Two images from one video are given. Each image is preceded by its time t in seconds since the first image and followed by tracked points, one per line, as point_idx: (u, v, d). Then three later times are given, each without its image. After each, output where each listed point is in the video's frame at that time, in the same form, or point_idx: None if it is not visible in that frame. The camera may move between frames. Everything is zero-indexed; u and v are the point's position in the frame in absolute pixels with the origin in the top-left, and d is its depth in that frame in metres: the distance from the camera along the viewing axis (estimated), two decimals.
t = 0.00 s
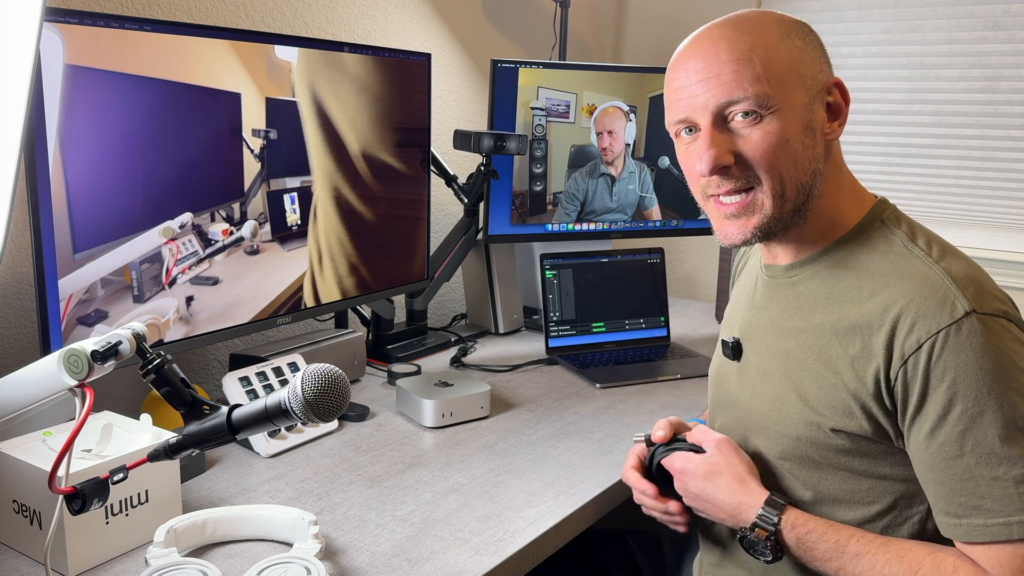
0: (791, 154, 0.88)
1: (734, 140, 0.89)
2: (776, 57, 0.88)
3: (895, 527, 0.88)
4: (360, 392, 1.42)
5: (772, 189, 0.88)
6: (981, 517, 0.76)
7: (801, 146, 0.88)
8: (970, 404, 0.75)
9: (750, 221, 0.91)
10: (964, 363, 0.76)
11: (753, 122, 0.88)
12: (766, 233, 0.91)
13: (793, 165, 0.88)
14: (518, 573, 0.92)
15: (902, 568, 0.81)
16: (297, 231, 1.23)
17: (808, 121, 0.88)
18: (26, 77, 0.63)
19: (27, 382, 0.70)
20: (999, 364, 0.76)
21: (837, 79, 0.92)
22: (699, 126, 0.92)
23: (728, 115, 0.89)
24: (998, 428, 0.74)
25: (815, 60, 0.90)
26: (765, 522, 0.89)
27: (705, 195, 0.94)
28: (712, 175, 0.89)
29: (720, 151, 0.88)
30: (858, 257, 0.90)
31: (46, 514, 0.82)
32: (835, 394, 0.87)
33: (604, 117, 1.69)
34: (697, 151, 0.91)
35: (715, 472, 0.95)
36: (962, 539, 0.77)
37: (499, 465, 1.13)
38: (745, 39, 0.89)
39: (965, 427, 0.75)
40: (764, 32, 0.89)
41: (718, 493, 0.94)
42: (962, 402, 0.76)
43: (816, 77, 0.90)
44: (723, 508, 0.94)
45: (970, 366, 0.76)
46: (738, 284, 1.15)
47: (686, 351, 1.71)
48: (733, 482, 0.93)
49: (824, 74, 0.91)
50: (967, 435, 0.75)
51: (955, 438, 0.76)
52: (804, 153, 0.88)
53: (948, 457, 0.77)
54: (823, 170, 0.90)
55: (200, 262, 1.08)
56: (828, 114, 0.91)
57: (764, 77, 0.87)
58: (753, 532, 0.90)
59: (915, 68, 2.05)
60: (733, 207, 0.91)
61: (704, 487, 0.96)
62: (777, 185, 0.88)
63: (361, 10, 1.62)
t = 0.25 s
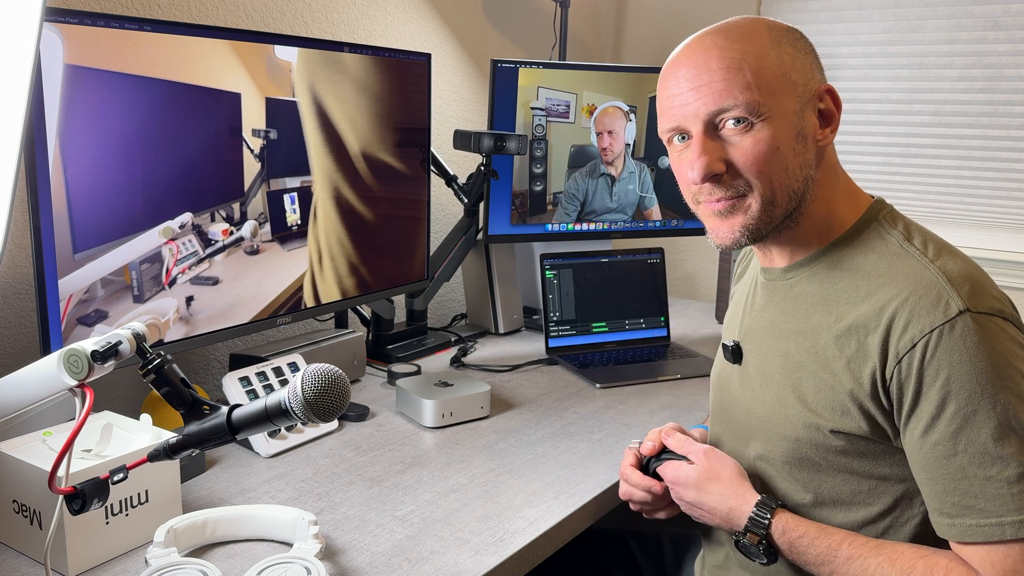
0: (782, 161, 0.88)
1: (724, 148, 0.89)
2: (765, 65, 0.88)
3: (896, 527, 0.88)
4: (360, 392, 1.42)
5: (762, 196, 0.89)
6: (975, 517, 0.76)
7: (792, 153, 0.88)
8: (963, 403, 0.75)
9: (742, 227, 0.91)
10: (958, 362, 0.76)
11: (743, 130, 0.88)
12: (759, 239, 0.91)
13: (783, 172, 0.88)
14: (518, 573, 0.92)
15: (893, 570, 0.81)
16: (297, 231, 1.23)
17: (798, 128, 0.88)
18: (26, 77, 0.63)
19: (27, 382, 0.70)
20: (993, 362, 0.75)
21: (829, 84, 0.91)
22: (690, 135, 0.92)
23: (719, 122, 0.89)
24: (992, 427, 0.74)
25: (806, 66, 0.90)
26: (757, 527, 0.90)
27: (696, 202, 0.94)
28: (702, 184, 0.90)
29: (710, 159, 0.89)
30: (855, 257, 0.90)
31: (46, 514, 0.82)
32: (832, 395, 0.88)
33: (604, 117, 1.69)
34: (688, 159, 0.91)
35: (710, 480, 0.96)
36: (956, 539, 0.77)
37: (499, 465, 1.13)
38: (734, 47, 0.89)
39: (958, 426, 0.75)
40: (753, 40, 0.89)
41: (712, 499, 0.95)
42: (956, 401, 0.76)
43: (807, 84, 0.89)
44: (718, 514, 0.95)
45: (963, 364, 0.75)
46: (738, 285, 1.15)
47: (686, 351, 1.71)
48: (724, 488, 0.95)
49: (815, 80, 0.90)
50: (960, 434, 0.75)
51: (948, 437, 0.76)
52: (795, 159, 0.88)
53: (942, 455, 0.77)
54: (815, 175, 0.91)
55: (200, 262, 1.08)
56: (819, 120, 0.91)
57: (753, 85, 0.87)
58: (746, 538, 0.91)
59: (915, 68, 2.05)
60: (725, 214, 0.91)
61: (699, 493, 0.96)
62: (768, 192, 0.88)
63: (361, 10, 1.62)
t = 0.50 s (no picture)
0: (780, 163, 0.88)
1: (723, 150, 0.89)
2: (763, 66, 0.88)
3: (895, 529, 0.88)
4: (360, 392, 1.42)
5: (761, 198, 0.89)
6: (972, 519, 0.76)
7: (790, 154, 0.88)
8: (962, 405, 0.75)
9: (740, 229, 0.91)
10: (957, 364, 0.76)
11: (741, 132, 0.88)
12: (757, 240, 0.91)
13: (782, 173, 0.88)
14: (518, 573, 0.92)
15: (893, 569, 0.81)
16: (297, 231, 1.23)
17: (796, 130, 0.88)
18: (26, 77, 0.62)
19: (27, 382, 0.70)
20: (992, 364, 0.75)
21: (826, 85, 0.91)
22: (688, 136, 0.92)
23: (717, 124, 0.89)
24: (991, 430, 0.74)
25: (803, 67, 0.90)
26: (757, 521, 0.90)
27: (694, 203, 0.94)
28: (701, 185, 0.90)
29: (709, 161, 0.89)
30: (854, 259, 0.90)
31: (46, 514, 0.82)
32: (830, 397, 0.87)
33: (604, 117, 1.69)
34: (687, 160, 0.91)
35: (716, 470, 0.97)
36: (953, 541, 0.77)
37: (499, 465, 1.13)
38: (731, 49, 0.89)
39: (957, 428, 0.75)
40: (751, 42, 0.89)
41: (715, 490, 0.96)
42: (954, 403, 0.76)
43: (804, 84, 0.89)
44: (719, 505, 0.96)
45: (962, 366, 0.76)
46: (735, 286, 1.15)
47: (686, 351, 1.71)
48: (726, 479, 0.95)
49: (813, 81, 0.90)
50: (959, 436, 0.75)
51: (947, 439, 0.76)
52: (793, 161, 0.88)
53: (940, 458, 0.77)
54: (814, 176, 0.91)
55: (200, 262, 1.08)
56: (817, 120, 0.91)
57: (751, 87, 0.87)
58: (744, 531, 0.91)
59: (915, 68, 2.05)
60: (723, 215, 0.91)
61: (704, 483, 0.98)
62: (767, 193, 0.88)
63: (361, 10, 1.62)
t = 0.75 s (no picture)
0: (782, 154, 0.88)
1: (727, 136, 0.89)
2: (771, 54, 0.88)
3: (888, 530, 0.88)
4: (360, 392, 1.42)
5: (762, 188, 0.89)
6: (961, 521, 0.76)
7: (793, 146, 0.88)
8: (955, 406, 0.75)
9: (739, 219, 0.91)
10: (952, 365, 0.76)
11: (746, 119, 0.88)
12: (756, 232, 0.91)
13: (783, 165, 0.88)
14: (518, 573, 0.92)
15: (881, 565, 0.81)
16: (297, 231, 1.23)
17: (800, 121, 0.88)
18: (26, 77, 0.63)
19: (27, 382, 0.70)
20: (987, 367, 0.75)
21: (832, 79, 0.91)
22: (692, 122, 0.92)
23: (722, 109, 0.89)
24: (983, 432, 0.74)
25: (811, 59, 0.90)
26: (749, 509, 0.90)
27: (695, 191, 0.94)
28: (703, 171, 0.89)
29: (712, 147, 0.88)
30: (850, 260, 0.90)
31: (46, 514, 0.82)
32: (826, 397, 0.87)
33: (604, 117, 1.69)
34: (690, 146, 0.91)
35: (714, 456, 0.96)
36: (942, 542, 0.77)
37: (499, 465, 1.13)
38: (741, 34, 0.89)
39: (949, 430, 0.76)
40: (759, 29, 0.89)
41: (710, 476, 0.96)
42: (948, 404, 0.76)
43: (811, 76, 0.89)
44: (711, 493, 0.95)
45: (957, 368, 0.76)
46: (733, 286, 1.15)
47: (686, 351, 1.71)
48: (723, 467, 0.95)
49: (819, 74, 0.90)
50: (951, 437, 0.76)
51: (938, 441, 0.76)
52: (795, 153, 0.88)
53: (931, 459, 0.77)
54: (814, 172, 0.90)
55: (200, 262, 1.08)
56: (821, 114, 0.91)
57: (758, 73, 0.87)
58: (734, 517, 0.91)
59: (915, 68, 2.05)
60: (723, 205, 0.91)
61: (699, 469, 0.97)
62: (767, 184, 0.88)
63: (361, 10, 1.62)
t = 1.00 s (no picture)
0: (777, 158, 0.88)
1: (722, 142, 0.89)
2: (763, 58, 0.88)
3: (887, 532, 0.88)
4: (360, 392, 1.42)
5: (757, 192, 0.89)
6: (957, 524, 0.76)
7: (788, 149, 0.88)
8: (951, 410, 0.75)
9: (736, 224, 0.91)
10: (948, 369, 0.76)
11: (740, 124, 0.88)
12: (753, 236, 0.91)
13: (779, 168, 0.88)
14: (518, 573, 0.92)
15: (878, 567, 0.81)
16: (297, 231, 1.23)
17: (794, 123, 0.88)
18: (26, 77, 0.62)
19: (27, 382, 0.70)
20: (984, 371, 0.75)
21: (826, 81, 0.91)
22: (687, 129, 0.92)
23: (716, 115, 0.89)
24: (979, 436, 0.74)
25: (803, 61, 0.90)
26: (746, 509, 0.90)
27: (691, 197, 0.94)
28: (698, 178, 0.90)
29: (707, 153, 0.88)
30: (848, 262, 0.90)
31: (46, 514, 0.82)
32: (823, 400, 0.87)
33: (604, 117, 1.69)
34: (685, 153, 0.91)
35: (709, 457, 0.97)
36: (938, 545, 0.77)
37: (500, 465, 1.13)
38: (733, 40, 0.89)
39: (945, 434, 0.76)
40: (751, 34, 0.89)
41: (705, 477, 0.96)
42: (944, 408, 0.76)
43: (804, 79, 0.89)
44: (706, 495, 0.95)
45: (953, 372, 0.76)
46: (731, 287, 1.15)
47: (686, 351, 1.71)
48: (718, 468, 0.95)
49: (813, 76, 0.91)
50: (947, 441, 0.76)
51: (934, 445, 0.76)
52: (790, 156, 0.88)
53: (927, 463, 0.77)
54: (810, 174, 0.90)
55: (200, 262, 1.08)
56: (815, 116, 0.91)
57: (751, 79, 0.87)
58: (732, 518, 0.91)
59: (915, 68, 2.05)
60: (719, 210, 0.91)
61: (694, 470, 0.97)
62: (763, 188, 0.88)
63: (361, 10, 1.62)
